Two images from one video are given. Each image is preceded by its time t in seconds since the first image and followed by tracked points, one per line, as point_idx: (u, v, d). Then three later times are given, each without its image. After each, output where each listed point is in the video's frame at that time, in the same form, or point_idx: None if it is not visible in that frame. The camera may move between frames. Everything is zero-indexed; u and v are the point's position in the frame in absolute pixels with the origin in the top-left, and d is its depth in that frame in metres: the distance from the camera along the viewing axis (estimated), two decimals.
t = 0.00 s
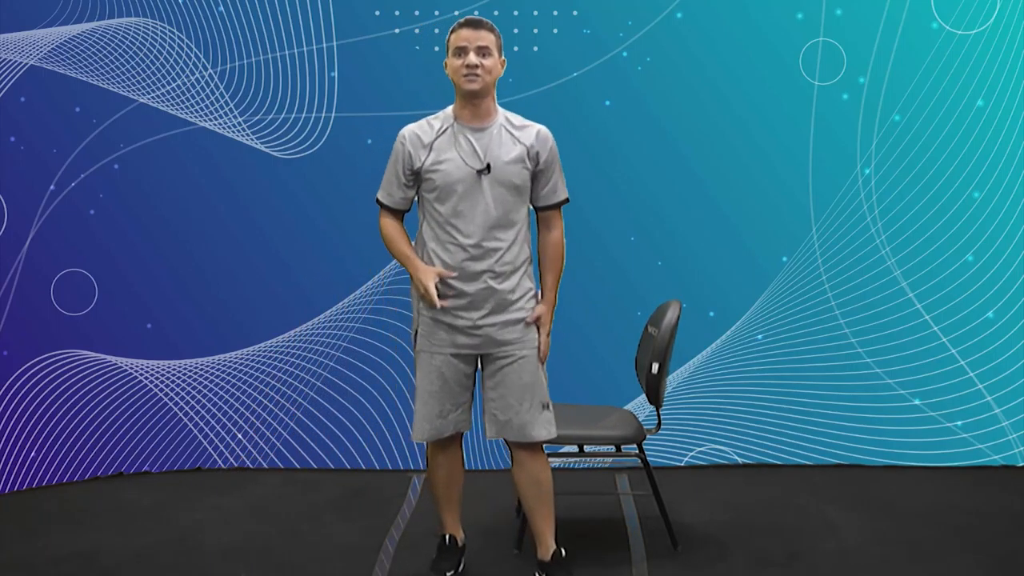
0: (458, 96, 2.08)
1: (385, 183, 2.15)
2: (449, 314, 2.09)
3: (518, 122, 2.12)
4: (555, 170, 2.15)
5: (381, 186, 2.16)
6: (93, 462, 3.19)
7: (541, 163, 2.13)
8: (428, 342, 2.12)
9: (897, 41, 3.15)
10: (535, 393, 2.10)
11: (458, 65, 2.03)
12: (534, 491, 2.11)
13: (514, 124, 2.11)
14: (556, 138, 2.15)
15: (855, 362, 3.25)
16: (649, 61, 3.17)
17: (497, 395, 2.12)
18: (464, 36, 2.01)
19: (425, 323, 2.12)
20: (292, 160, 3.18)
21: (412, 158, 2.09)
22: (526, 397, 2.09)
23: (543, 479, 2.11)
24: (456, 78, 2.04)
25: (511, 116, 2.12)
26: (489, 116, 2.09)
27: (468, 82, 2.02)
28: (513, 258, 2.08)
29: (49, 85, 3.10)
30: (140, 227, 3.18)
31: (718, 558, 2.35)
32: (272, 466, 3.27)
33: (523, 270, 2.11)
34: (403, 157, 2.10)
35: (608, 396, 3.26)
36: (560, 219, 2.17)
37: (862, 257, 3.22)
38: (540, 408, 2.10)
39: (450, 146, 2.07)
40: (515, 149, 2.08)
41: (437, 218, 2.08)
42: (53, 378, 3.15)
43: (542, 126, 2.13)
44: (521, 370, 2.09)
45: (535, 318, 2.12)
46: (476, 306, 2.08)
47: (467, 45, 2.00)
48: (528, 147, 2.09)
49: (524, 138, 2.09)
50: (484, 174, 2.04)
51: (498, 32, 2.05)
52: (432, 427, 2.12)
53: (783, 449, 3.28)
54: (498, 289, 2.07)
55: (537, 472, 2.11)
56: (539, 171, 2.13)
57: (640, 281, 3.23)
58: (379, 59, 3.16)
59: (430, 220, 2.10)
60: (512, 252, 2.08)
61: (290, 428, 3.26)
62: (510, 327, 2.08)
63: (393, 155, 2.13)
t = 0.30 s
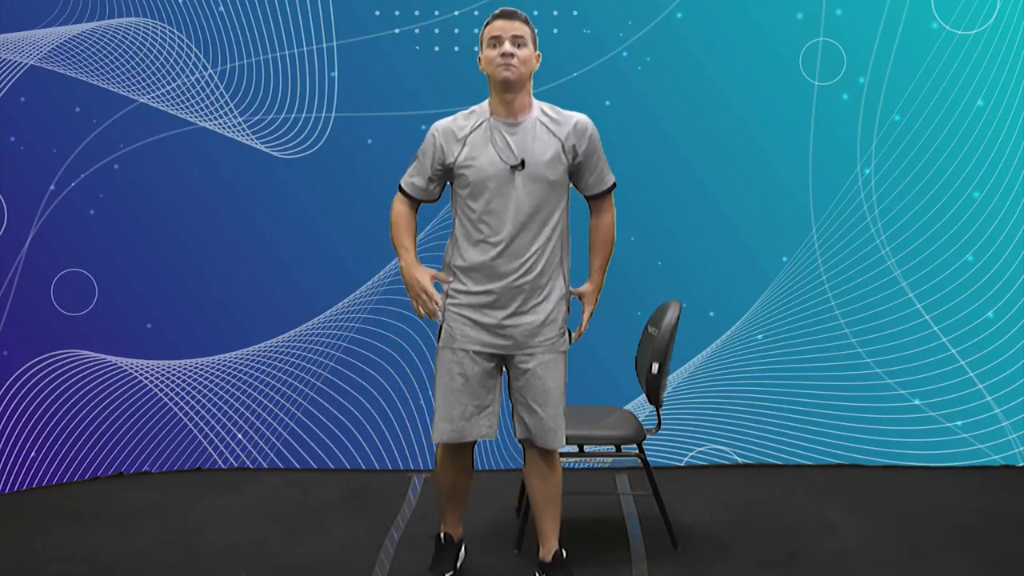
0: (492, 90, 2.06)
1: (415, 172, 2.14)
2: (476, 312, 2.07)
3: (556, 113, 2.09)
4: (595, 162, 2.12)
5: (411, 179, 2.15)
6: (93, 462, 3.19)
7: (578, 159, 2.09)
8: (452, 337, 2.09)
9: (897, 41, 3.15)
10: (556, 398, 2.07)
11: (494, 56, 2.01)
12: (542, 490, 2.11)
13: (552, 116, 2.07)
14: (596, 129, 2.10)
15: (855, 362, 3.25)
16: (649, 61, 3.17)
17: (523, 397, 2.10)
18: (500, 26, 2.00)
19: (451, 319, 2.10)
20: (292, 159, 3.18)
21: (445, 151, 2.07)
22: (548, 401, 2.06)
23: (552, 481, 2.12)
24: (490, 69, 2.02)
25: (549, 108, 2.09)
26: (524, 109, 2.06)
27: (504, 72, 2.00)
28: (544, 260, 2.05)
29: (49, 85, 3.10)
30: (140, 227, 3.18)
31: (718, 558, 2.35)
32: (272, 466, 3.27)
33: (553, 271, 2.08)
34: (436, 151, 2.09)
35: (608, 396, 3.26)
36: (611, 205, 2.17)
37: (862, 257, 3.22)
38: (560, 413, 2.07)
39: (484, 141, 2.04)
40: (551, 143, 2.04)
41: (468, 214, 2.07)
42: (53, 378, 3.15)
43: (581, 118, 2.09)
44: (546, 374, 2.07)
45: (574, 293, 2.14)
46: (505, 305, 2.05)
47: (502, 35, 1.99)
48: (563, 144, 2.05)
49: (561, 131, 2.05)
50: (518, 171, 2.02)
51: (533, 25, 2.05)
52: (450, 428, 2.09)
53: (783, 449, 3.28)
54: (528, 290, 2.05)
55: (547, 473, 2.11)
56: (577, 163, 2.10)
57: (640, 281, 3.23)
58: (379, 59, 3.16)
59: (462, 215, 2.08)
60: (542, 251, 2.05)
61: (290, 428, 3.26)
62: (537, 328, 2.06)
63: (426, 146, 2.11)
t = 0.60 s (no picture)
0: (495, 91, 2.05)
1: (410, 169, 2.09)
2: (480, 313, 2.05)
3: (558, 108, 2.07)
4: (597, 156, 2.12)
5: (409, 177, 2.10)
6: (93, 462, 3.19)
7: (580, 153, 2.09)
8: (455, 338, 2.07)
9: (897, 41, 3.15)
10: (561, 398, 2.08)
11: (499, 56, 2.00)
12: (544, 492, 2.11)
13: (553, 112, 2.06)
14: (597, 121, 2.10)
15: (855, 362, 3.25)
16: (649, 61, 3.17)
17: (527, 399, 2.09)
18: (506, 27, 2.00)
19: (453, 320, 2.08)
20: (292, 160, 3.18)
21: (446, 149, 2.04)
22: (554, 401, 2.07)
23: (554, 484, 2.12)
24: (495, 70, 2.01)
25: (551, 103, 2.07)
26: (527, 108, 2.04)
27: (508, 72, 1.99)
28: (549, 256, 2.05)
29: (49, 85, 3.10)
30: (140, 227, 3.18)
31: (718, 558, 2.35)
32: (272, 466, 3.27)
33: (557, 270, 2.06)
34: (437, 148, 2.05)
35: (608, 395, 3.26)
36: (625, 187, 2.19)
37: (862, 257, 3.22)
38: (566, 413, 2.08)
39: (486, 139, 2.02)
40: (554, 140, 2.03)
41: (470, 213, 2.04)
42: (53, 378, 3.15)
43: (583, 112, 2.08)
44: (551, 374, 2.07)
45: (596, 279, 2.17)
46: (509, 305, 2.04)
47: (508, 36, 1.99)
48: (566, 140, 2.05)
49: (563, 127, 2.05)
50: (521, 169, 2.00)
51: (538, 28, 2.05)
52: (454, 433, 2.06)
53: (783, 449, 3.28)
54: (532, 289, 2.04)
55: (550, 477, 2.12)
56: (580, 158, 2.09)
57: (640, 281, 3.23)
58: (379, 59, 3.16)
59: (465, 215, 2.05)
60: (547, 250, 2.04)
61: (290, 428, 3.26)
62: (542, 328, 2.05)
63: (423, 144, 2.06)
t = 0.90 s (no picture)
0: (466, 88, 2.01)
1: (382, 173, 2.08)
2: (453, 316, 2.02)
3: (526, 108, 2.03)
4: (566, 158, 2.07)
5: (383, 181, 2.09)
6: (93, 461, 3.19)
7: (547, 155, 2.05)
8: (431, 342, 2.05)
9: (896, 41, 3.15)
10: (541, 399, 2.04)
11: (470, 53, 1.96)
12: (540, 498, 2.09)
13: (522, 112, 2.02)
14: (567, 123, 2.06)
15: (855, 362, 3.25)
16: (649, 61, 3.17)
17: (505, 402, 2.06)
18: (479, 25, 1.96)
19: (429, 325, 2.05)
20: (292, 160, 3.18)
21: (414, 150, 2.01)
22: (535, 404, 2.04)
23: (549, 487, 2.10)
24: (466, 67, 1.97)
25: (520, 103, 2.04)
26: (496, 108, 2.01)
27: (479, 70, 1.95)
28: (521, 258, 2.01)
29: (49, 85, 3.10)
30: (140, 227, 3.18)
31: (718, 558, 2.35)
32: (272, 466, 3.27)
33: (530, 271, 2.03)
34: (407, 151, 2.03)
35: (608, 395, 3.26)
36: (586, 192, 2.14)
37: (862, 257, 3.22)
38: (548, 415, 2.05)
39: (454, 141, 1.98)
40: (522, 141, 1.99)
41: (440, 216, 2.01)
42: (53, 378, 3.15)
43: (552, 113, 2.04)
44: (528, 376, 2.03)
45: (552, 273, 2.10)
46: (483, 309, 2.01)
47: (480, 33, 1.95)
48: (534, 141, 2.01)
49: (532, 128, 2.01)
50: (489, 170, 1.96)
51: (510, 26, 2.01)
52: (432, 435, 2.04)
53: (783, 449, 3.28)
54: (505, 291, 2.00)
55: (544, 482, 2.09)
56: (548, 159, 2.05)
57: (640, 281, 3.23)
58: (379, 59, 3.16)
59: (437, 218, 2.01)
60: (518, 251, 2.00)
61: (291, 428, 3.26)
62: (515, 330, 2.01)
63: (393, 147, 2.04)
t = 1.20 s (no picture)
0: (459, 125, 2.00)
1: (377, 209, 2.09)
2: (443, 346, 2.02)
3: (519, 146, 2.03)
4: (558, 194, 2.08)
5: (378, 214, 2.10)
6: (93, 462, 3.19)
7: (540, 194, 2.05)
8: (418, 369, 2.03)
9: (896, 41, 3.15)
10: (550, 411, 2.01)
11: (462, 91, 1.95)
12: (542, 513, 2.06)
13: (516, 150, 2.02)
14: (561, 161, 2.06)
15: (855, 362, 3.25)
16: (649, 61, 3.17)
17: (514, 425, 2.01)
18: (470, 62, 1.95)
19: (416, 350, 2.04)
20: (292, 159, 3.18)
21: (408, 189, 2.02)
22: (542, 417, 2.00)
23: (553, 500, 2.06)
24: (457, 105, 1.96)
25: (513, 140, 2.03)
26: (489, 146, 2.00)
27: (471, 108, 1.94)
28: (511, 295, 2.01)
29: (49, 85, 3.11)
30: (140, 227, 3.18)
31: (718, 558, 2.35)
32: (272, 466, 3.26)
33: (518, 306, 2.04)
34: (399, 189, 2.03)
35: (608, 395, 3.26)
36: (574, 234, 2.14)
37: (862, 257, 3.22)
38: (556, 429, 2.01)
39: (446, 180, 1.98)
40: (514, 180, 1.99)
41: (432, 252, 2.01)
42: (53, 379, 3.15)
43: (544, 150, 2.04)
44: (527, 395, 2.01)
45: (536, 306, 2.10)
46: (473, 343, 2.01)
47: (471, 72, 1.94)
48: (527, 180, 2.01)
49: (524, 169, 2.01)
50: (481, 211, 1.96)
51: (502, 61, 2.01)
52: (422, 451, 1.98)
53: (783, 449, 3.28)
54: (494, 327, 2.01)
55: (548, 496, 2.05)
56: (540, 197, 2.06)
57: (640, 281, 3.23)
58: (379, 59, 3.16)
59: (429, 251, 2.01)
60: (509, 285, 2.01)
61: (291, 428, 3.26)
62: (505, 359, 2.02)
63: (388, 183, 2.04)
